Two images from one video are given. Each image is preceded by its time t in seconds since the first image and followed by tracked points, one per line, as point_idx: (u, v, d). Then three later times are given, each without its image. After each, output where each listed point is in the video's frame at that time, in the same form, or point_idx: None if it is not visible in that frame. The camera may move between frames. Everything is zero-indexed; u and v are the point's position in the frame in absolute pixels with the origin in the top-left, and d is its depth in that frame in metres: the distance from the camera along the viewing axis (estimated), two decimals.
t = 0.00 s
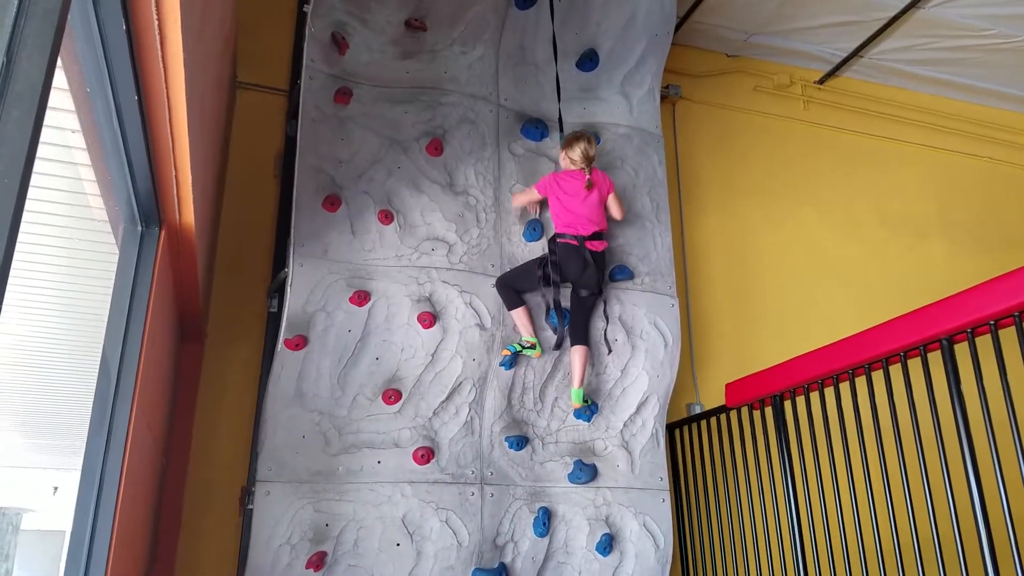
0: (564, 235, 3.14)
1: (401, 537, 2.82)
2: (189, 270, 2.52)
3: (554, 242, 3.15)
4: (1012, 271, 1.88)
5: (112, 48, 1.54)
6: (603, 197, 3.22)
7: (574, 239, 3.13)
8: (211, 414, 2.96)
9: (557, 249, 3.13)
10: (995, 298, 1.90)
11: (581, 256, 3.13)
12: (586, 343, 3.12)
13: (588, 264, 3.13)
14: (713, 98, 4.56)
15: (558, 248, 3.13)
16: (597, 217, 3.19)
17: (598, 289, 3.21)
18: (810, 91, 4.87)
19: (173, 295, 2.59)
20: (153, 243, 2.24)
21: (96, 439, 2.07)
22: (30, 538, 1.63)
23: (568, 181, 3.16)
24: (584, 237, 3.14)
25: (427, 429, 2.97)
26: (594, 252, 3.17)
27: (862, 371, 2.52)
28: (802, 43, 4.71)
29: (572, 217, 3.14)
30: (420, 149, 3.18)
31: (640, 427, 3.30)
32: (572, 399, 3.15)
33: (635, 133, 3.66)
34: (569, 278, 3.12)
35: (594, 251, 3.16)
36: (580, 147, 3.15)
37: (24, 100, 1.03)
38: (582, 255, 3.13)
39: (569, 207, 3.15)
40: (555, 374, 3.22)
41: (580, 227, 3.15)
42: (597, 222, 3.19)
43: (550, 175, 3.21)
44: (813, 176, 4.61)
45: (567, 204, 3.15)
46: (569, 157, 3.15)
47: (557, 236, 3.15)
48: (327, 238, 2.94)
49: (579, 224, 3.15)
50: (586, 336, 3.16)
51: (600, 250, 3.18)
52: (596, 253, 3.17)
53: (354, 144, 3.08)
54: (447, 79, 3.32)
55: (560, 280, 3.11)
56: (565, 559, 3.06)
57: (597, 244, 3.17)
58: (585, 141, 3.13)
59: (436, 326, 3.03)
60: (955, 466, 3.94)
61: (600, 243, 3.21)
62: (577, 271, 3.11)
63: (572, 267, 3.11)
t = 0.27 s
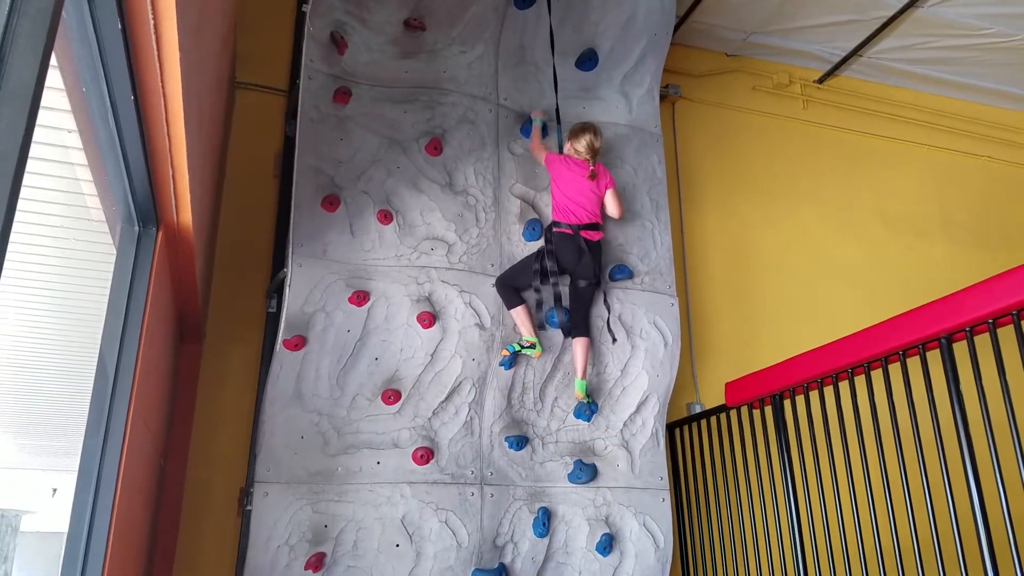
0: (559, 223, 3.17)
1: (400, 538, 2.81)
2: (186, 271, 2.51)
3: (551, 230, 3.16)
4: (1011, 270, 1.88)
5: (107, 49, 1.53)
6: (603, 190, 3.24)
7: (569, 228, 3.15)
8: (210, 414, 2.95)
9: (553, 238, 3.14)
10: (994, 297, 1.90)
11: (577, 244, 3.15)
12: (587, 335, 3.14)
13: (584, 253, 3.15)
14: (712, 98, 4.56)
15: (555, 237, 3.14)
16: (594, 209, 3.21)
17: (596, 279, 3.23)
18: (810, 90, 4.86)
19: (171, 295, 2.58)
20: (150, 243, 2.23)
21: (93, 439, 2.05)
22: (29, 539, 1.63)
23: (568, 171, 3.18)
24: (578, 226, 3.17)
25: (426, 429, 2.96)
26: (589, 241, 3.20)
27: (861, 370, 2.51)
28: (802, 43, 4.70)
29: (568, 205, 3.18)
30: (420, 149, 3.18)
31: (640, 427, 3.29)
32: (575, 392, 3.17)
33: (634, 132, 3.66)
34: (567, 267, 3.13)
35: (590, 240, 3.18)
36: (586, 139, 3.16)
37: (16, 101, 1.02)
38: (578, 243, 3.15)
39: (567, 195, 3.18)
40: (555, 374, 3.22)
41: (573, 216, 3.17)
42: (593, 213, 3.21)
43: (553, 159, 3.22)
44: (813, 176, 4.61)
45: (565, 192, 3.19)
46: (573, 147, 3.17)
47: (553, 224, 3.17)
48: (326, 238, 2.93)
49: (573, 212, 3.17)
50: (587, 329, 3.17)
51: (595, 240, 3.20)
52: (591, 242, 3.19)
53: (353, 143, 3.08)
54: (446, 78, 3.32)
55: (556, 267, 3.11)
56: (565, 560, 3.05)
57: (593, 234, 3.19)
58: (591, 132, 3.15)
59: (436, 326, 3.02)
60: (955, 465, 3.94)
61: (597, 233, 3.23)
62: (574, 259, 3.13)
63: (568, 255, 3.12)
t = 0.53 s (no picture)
0: (556, 223, 3.14)
1: (395, 541, 2.80)
2: (182, 271, 2.50)
3: (547, 230, 3.13)
4: (1007, 274, 1.88)
5: (102, 47, 1.53)
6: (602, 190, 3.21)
7: (566, 228, 3.13)
8: (205, 415, 2.94)
9: (548, 238, 3.12)
10: (990, 300, 1.90)
11: (573, 245, 3.13)
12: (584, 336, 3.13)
13: (580, 253, 3.13)
14: (709, 101, 4.56)
15: (551, 236, 3.11)
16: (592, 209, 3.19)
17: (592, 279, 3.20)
18: (806, 94, 4.87)
19: (166, 296, 2.57)
20: (145, 244, 2.22)
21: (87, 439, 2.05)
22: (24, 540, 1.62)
23: (566, 171, 3.15)
24: (575, 226, 3.15)
25: (422, 432, 2.96)
26: (585, 242, 3.18)
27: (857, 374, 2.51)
28: (799, 47, 4.71)
29: (565, 205, 3.16)
30: (417, 151, 3.17)
31: (636, 430, 3.29)
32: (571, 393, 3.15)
33: (631, 135, 3.66)
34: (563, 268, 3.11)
35: (586, 241, 3.17)
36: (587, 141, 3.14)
37: (10, 98, 1.02)
38: (574, 243, 3.13)
39: (565, 196, 3.16)
40: (551, 377, 3.21)
41: (570, 216, 3.15)
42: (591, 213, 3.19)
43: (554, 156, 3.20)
44: (810, 179, 4.61)
45: (562, 192, 3.16)
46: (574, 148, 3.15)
47: (551, 224, 3.14)
48: (322, 239, 2.92)
49: (571, 212, 3.15)
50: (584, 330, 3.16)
51: (592, 241, 3.18)
52: (588, 243, 3.17)
53: (350, 145, 3.07)
54: (443, 80, 3.31)
55: (550, 266, 3.07)
56: (560, 563, 3.05)
57: (590, 235, 3.18)
58: (592, 134, 3.11)
59: (432, 327, 3.01)
60: (951, 469, 3.94)
61: (593, 234, 3.22)
62: (569, 259, 3.10)
63: (564, 255, 3.10)
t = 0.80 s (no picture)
0: (554, 226, 3.14)
1: (395, 544, 2.80)
2: (183, 275, 2.50)
3: (546, 232, 3.13)
4: (1007, 278, 1.88)
5: (103, 51, 1.53)
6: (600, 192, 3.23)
7: (564, 232, 3.13)
8: (205, 419, 2.94)
9: (547, 241, 3.11)
10: (989, 304, 1.90)
11: (572, 248, 3.12)
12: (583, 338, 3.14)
13: (578, 256, 3.13)
14: (708, 105, 4.57)
15: (549, 239, 3.12)
16: (589, 212, 3.20)
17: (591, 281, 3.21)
18: (805, 98, 4.88)
19: (166, 300, 2.57)
20: (145, 248, 2.22)
21: (88, 443, 2.05)
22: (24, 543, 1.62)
23: (563, 174, 3.18)
24: (573, 229, 3.15)
25: (421, 435, 2.96)
26: (583, 245, 3.18)
27: (857, 378, 2.51)
28: (797, 51, 4.72)
29: (563, 207, 3.16)
30: (416, 155, 3.18)
31: (635, 434, 3.29)
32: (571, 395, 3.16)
33: (630, 139, 3.66)
34: (562, 271, 3.10)
35: (584, 244, 3.17)
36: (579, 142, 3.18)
37: (11, 104, 1.03)
38: (573, 246, 3.13)
39: (564, 198, 3.17)
40: (551, 380, 3.21)
41: (567, 220, 3.16)
42: (588, 216, 3.20)
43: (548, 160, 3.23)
44: (809, 183, 4.62)
45: (560, 195, 3.18)
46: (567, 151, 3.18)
47: (549, 227, 3.15)
48: (322, 242, 2.93)
49: (568, 216, 3.16)
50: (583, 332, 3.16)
51: (589, 244, 3.19)
52: (586, 246, 3.17)
53: (349, 148, 3.07)
54: (442, 84, 3.32)
55: (548, 269, 3.07)
56: (560, 566, 3.05)
57: (587, 238, 3.18)
58: (582, 135, 3.18)
59: (431, 331, 3.01)
60: (950, 472, 3.94)
61: (591, 237, 3.22)
62: (569, 263, 3.10)
63: (563, 259, 3.09)
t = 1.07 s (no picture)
0: (554, 225, 3.14)
1: (401, 545, 2.81)
2: (189, 278, 2.51)
3: (547, 233, 3.12)
4: (1014, 276, 1.87)
5: (110, 56, 1.54)
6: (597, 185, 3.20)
7: (564, 230, 3.13)
8: (211, 421, 2.95)
9: (548, 241, 3.11)
10: (997, 303, 1.90)
11: (572, 248, 3.12)
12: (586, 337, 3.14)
13: (579, 255, 3.12)
14: (712, 104, 4.57)
15: (550, 238, 3.11)
16: (589, 210, 3.20)
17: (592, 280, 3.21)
18: (809, 96, 4.87)
19: (172, 302, 2.58)
20: (152, 252, 2.24)
21: (96, 446, 2.06)
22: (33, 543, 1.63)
23: (560, 173, 3.15)
24: (573, 228, 3.15)
25: (427, 436, 2.97)
26: (584, 244, 3.18)
27: (863, 377, 2.51)
28: (801, 49, 4.72)
29: (564, 207, 3.17)
30: (420, 156, 3.19)
31: (640, 434, 3.29)
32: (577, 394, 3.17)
33: (634, 139, 3.66)
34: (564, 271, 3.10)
35: (585, 243, 3.17)
36: (576, 138, 3.15)
37: (19, 109, 1.04)
38: (573, 246, 3.12)
39: (564, 198, 3.16)
40: (556, 381, 3.21)
41: (568, 218, 3.16)
42: (588, 214, 3.19)
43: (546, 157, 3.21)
44: (813, 182, 4.61)
45: (559, 195, 3.17)
46: (563, 148, 3.16)
47: (549, 226, 3.14)
48: (327, 245, 2.94)
49: (568, 214, 3.16)
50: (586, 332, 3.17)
51: (590, 242, 3.19)
52: (586, 245, 3.18)
53: (353, 150, 3.09)
54: (445, 86, 3.33)
55: (549, 269, 3.06)
56: (566, 566, 3.06)
57: (587, 237, 3.19)
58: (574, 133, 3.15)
59: (436, 332, 3.02)
60: (958, 471, 3.93)
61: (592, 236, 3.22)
62: (569, 262, 3.09)
63: (563, 259, 3.09)
